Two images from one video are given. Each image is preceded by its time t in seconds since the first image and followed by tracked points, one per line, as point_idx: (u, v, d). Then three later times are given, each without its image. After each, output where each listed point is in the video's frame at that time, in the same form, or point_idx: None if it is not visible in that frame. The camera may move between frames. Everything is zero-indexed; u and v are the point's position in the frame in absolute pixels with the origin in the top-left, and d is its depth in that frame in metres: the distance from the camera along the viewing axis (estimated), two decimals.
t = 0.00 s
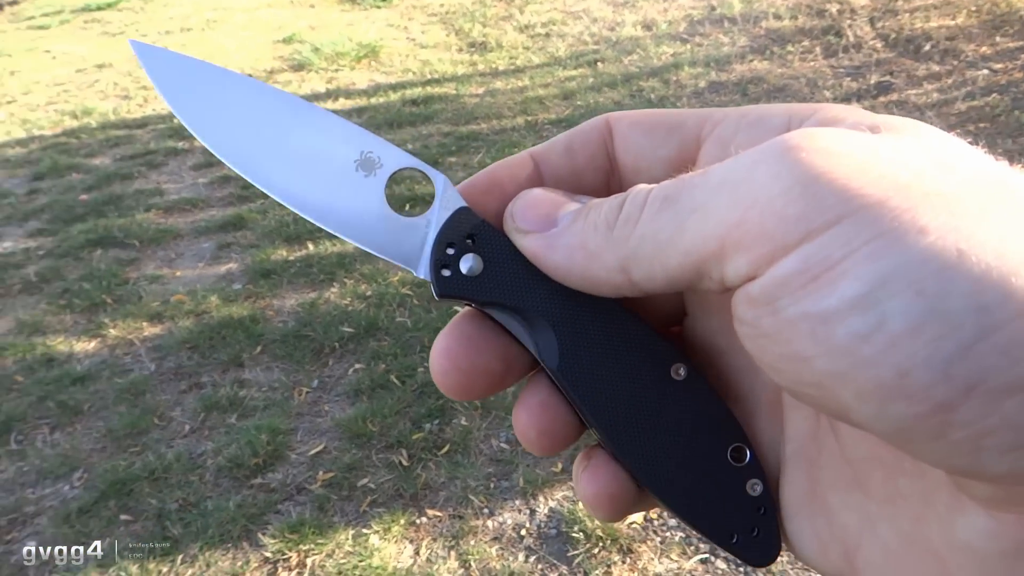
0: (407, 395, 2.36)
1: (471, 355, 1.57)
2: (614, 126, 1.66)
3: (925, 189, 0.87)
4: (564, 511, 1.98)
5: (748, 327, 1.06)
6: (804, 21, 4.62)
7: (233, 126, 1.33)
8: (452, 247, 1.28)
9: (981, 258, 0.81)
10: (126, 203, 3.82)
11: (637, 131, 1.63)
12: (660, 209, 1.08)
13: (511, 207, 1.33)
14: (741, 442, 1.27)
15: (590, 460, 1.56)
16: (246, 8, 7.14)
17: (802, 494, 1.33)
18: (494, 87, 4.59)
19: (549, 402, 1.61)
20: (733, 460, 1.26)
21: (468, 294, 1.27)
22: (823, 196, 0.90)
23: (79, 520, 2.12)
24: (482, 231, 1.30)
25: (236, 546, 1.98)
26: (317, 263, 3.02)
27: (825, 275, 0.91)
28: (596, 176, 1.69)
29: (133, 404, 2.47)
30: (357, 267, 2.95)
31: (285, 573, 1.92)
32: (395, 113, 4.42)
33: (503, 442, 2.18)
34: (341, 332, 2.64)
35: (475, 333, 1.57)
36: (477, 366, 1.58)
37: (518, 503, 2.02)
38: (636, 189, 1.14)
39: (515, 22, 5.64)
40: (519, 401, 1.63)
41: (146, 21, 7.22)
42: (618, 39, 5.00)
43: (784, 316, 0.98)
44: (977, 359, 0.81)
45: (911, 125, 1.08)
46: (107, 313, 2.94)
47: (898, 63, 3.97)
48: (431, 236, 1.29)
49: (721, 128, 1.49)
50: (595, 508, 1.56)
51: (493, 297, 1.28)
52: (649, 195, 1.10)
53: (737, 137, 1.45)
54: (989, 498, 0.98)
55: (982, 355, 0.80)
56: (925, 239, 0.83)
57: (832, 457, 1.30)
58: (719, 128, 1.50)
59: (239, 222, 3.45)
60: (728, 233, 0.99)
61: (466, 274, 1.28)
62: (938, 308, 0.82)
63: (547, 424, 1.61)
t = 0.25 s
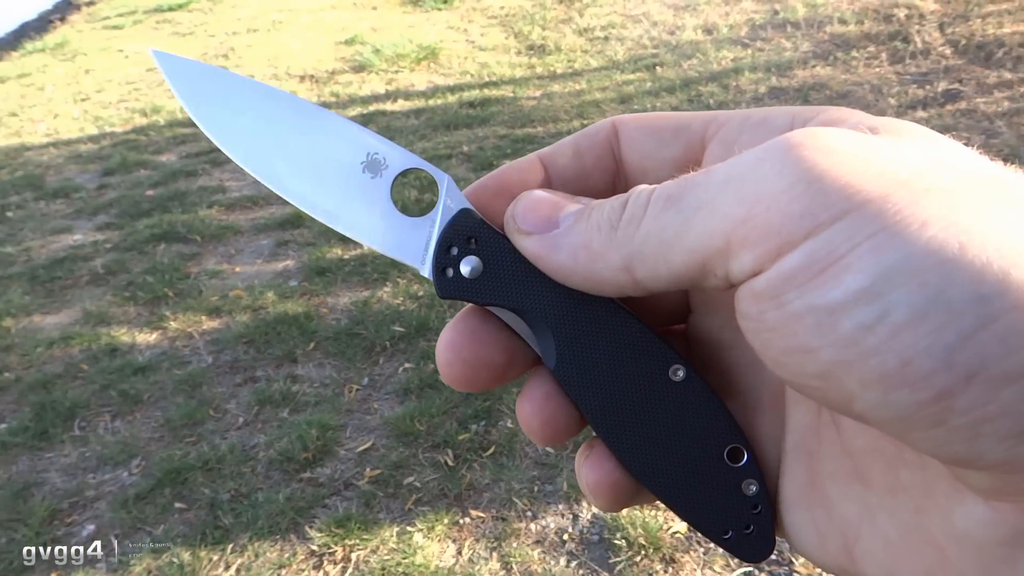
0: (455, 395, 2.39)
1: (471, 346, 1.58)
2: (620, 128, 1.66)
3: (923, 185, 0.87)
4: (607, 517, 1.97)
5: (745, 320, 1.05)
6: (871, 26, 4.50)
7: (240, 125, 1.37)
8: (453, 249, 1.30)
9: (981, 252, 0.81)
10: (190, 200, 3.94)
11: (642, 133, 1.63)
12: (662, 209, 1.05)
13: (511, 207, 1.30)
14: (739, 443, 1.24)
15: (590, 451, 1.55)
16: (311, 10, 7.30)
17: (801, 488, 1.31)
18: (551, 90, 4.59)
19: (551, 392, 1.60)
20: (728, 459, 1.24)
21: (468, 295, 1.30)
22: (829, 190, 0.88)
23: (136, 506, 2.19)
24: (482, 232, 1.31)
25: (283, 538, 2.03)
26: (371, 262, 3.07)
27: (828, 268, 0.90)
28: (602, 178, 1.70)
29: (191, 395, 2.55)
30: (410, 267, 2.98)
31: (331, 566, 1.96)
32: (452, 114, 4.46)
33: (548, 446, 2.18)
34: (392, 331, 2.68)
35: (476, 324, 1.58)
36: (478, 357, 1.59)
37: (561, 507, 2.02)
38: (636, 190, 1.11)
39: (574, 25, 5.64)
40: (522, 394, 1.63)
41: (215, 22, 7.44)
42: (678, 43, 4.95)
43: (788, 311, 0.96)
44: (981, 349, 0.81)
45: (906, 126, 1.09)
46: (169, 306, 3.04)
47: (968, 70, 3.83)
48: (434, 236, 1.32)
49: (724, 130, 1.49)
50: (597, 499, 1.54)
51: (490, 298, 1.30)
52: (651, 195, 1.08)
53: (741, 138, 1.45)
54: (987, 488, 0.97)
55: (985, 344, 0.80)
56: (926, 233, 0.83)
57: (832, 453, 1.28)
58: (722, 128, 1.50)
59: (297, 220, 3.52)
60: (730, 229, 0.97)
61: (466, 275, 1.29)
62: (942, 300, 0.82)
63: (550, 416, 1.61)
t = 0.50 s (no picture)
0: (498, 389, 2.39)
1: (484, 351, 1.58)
2: (637, 140, 1.66)
3: (941, 207, 0.92)
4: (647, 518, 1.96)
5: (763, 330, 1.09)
6: (941, 27, 4.35)
7: (262, 125, 1.41)
8: (469, 253, 1.33)
9: (997, 276, 0.85)
10: (248, 186, 4.03)
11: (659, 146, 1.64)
12: (679, 217, 1.11)
13: (529, 213, 1.34)
14: (749, 457, 1.25)
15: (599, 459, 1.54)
16: (371, 2, 7.38)
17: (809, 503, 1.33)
18: (607, 86, 4.56)
19: (561, 399, 1.60)
20: (738, 472, 1.25)
21: (482, 298, 1.32)
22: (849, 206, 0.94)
23: (184, 483, 2.25)
24: (500, 237, 1.33)
25: (325, 522, 2.06)
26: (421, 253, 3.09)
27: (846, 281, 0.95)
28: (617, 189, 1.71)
29: (241, 378, 2.61)
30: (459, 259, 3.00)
31: (370, 552, 1.98)
32: (507, 108, 4.46)
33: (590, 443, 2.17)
34: (439, 322, 2.70)
35: (490, 329, 1.58)
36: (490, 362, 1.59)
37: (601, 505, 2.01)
38: (656, 198, 1.16)
39: (633, 21, 5.58)
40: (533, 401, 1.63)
41: (278, 12, 7.58)
42: (739, 41, 4.86)
43: (805, 322, 1.01)
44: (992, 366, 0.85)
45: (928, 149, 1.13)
46: (223, 290, 3.11)
47: None
48: (450, 239, 1.34)
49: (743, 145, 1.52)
50: (604, 509, 1.53)
51: (505, 302, 1.32)
52: (669, 203, 1.13)
53: (759, 153, 1.48)
54: (996, 510, 0.99)
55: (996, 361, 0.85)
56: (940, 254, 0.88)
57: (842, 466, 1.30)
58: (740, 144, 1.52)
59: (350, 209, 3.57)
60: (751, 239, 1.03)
61: (482, 280, 1.32)
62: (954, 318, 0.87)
63: (560, 422, 1.60)
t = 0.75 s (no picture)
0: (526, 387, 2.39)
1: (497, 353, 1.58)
2: (656, 148, 1.64)
3: (954, 228, 0.92)
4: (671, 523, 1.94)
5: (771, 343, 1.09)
6: (991, 32, 4.24)
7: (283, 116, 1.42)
8: (487, 251, 1.33)
9: (1009, 296, 0.86)
10: (285, 178, 4.08)
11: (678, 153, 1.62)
12: (698, 226, 1.10)
13: (550, 216, 1.34)
14: (761, 464, 1.23)
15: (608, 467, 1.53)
16: None
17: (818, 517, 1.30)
18: (646, 85, 4.52)
19: (573, 405, 1.59)
20: (750, 480, 1.23)
21: (498, 297, 1.31)
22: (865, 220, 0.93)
23: (214, 471, 2.28)
24: (520, 238, 1.33)
25: (350, 514, 2.08)
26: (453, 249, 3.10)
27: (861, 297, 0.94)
28: (635, 195, 1.69)
29: (272, 368, 2.64)
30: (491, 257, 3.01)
31: (393, 546, 1.99)
32: (545, 106, 4.45)
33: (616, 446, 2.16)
34: (469, 319, 2.70)
35: (504, 332, 1.58)
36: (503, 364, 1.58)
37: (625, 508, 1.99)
38: (675, 205, 1.16)
39: (675, 20, 5.52)
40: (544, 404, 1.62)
41: (321, 6, 7.65)
42: (782, 42, 4.79)
43: (817, 335, 1.00)
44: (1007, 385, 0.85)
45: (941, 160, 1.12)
46: (258, 281, 3.15)
47: None
48: (469, 239, 1.34)
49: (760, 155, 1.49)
50: (614, 516, 1.51)
51: (522, 303, 1.31)
52: (688, 211, 1.13)
53: (777, 164, 1.45)
54: (1008, 532, 0.99)
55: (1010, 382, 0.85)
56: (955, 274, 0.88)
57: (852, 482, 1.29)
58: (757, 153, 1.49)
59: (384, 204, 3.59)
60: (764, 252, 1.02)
61: (499, 279, 1.31)
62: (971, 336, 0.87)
63: (571, 428, 1.60)
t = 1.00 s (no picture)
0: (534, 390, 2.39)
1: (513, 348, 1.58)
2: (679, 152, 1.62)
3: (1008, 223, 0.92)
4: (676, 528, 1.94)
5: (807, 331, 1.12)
6: (1012, 42, 4.20)
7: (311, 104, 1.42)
8: (511, 246, 1.32)
9: None
10: (299, 176, 4.10)
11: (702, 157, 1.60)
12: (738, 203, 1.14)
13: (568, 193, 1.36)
14: (780, 468, 1.23)
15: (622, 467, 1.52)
16: None
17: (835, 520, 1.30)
18: (662, 89, 4.51)
19: (586, 405, 1.59)
20: (769, 484, 1.23)
21: (518, 290, 1.31)
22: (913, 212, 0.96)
23: (221, 466, 2.29)
24: (543, 235, 1.33)
25: (355, 512, 2.08)
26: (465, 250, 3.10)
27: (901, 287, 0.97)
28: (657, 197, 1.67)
29: (281, 365, 2.65)
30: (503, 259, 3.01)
31: (397, 545, 1.99)
32: (560, 108, 4.45)
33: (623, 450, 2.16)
34: (479, 320, 2.71)
35: (521, 326, 1.58)
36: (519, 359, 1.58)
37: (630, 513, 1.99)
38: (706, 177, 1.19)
39: (692, 25, 5.51)
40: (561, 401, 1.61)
41: (339, 5, 7.69)
42: (800, 48, 4.76)
43: (855, 325, 1.03)
44: None
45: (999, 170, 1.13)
46: (269, 278, 3.17)
47: None
48: (491, 236, 1.34)
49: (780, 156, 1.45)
50: (628, 518, 1.50)
51: (542, 298, 1.30)
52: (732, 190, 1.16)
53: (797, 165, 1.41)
54: None
55: None
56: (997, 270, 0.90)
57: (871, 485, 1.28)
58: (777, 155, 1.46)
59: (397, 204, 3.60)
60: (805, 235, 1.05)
61: (521, 273, 1.31)
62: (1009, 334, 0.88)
63: (585, 426, 1.59)
